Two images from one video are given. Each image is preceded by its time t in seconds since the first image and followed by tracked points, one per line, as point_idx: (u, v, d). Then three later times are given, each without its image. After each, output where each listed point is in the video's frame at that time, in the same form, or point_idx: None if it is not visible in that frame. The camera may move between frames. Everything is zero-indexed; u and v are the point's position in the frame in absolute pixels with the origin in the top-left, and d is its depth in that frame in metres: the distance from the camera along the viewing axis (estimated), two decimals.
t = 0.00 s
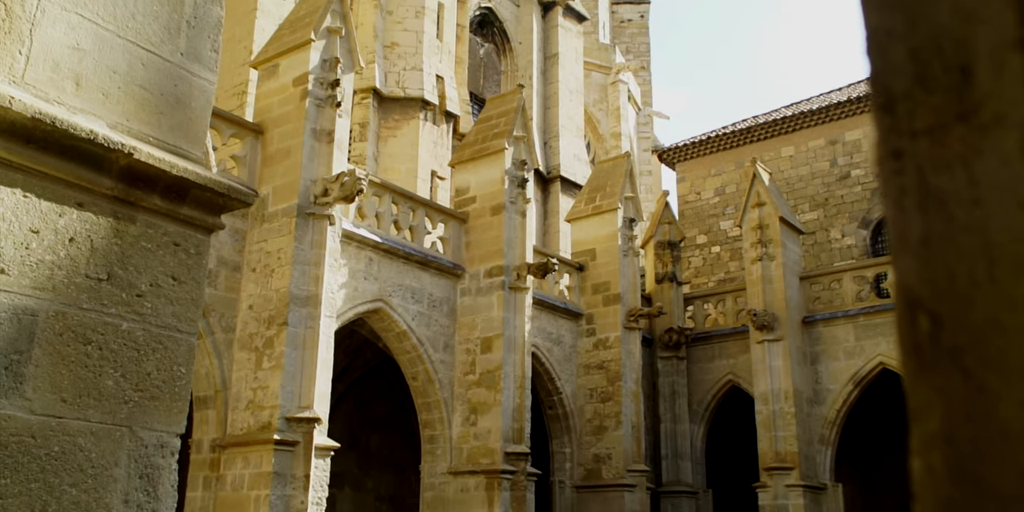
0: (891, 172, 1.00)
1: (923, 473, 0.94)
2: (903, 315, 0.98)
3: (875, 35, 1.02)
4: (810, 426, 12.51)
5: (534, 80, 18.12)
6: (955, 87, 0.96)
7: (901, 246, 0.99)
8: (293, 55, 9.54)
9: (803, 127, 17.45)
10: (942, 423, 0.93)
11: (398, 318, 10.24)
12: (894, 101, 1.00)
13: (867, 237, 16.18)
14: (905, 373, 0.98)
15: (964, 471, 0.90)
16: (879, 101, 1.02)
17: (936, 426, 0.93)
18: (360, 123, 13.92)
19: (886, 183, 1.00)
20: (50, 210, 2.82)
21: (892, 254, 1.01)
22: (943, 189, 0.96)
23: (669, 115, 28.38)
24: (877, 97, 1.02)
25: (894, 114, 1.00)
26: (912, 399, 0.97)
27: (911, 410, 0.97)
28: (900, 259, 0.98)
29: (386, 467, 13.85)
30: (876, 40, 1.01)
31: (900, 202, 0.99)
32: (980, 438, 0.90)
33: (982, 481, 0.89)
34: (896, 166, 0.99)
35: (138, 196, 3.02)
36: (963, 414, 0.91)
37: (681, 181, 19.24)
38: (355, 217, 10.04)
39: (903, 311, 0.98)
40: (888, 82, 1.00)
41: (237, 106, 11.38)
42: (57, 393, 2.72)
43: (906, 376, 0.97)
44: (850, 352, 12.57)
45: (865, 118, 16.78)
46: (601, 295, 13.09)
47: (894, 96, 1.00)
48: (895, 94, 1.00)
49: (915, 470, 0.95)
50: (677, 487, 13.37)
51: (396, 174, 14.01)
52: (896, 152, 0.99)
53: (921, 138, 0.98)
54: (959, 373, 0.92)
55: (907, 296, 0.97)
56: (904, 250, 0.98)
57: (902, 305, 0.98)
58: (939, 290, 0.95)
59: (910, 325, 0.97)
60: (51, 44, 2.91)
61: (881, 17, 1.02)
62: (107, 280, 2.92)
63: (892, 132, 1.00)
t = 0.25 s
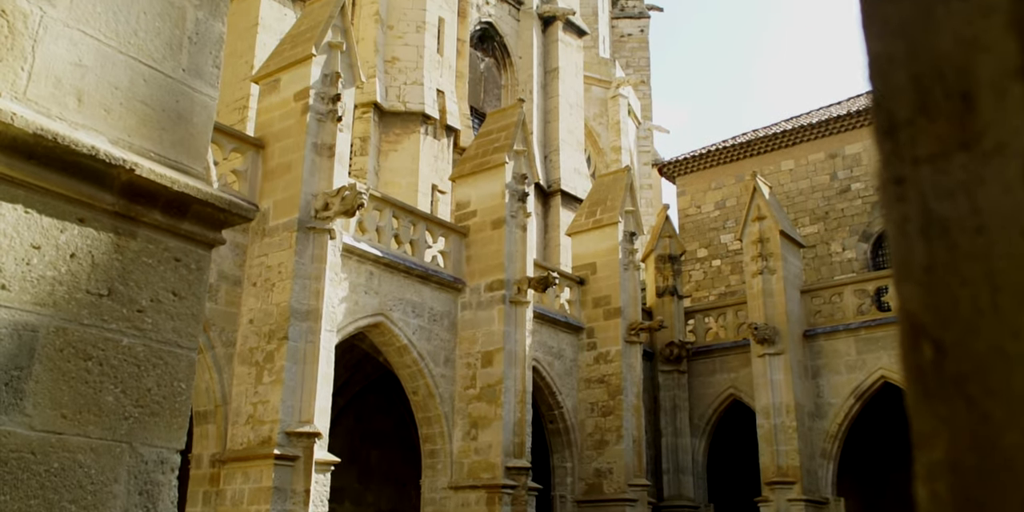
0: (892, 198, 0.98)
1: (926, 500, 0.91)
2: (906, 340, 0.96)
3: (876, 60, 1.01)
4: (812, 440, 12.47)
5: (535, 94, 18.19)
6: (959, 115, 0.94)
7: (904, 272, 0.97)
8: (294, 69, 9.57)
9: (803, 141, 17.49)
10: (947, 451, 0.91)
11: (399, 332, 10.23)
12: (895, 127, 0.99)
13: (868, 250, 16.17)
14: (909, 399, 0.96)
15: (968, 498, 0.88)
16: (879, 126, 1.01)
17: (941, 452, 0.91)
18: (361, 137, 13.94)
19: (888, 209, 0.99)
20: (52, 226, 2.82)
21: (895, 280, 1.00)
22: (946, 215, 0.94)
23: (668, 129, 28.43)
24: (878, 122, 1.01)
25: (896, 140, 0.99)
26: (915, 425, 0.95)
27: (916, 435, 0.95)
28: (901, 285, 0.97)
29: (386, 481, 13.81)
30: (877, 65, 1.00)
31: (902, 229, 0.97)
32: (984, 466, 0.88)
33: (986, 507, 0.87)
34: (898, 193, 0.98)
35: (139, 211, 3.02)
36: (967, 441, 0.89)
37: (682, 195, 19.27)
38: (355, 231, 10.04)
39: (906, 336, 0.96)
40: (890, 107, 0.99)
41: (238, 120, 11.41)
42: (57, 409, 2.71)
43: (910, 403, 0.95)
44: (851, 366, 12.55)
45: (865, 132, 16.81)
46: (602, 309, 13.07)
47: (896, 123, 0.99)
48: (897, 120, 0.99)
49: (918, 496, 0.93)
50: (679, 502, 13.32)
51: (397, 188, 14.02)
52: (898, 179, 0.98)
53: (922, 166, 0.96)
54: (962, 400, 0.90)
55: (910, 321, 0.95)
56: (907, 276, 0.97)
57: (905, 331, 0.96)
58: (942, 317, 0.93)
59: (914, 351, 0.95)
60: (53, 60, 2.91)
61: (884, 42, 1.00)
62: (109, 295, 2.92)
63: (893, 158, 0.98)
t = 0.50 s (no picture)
0: (894, 227, 0.98)
1: None
2: (910, 370, 0.95)
3: (877, 89, 1.01)
4: (814, 454, 12.44)
5: (535, 108, 18.25)
6: (960, 145, 0.93)
7: (906, 301, 0.96)
8: (294, 84, 9.59)
9: (803, 155, 17.52)
10: (949, 481, 0.90)
11: (399, 347, 10.22)
12: (895, 157, 0.99)
13: (869, 263, 16.16)
14: (913, 429, 0.95)
15: None
16: (879, 157, 1.00)
17: (945, 483, 0.90)
18: (361, 152, 13.95)
19: (890, 238, 0.99)
20: (53, 242, 2.82)
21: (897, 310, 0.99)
22: (947, 245, 0.93)
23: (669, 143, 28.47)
24: (878, 152, 1.00)
25: (896, 169, 0.98)
26: (918, 455, 0.94)
27: (919, 465, 0.94)
28: (904, 314, 0.96)
29: (387, 496, 13.77)
30: (877, 94, 1.00)
31: (904, 259, 0.97)
32: (986, 498, 0.87)
33: None
34: (901, 223, 0.97)
35: (140, 227, 3.03)
36: (971, 473, 0.88)
37: (682, 209, 19.28)
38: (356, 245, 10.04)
39: (908, 365, 0.96)
40: (892, 137, 0.99)
41: (238, 135, 11.44)
42: (57, 426, 2.71)
43: (914, 433, 0.94)
44: (853, 380, 12.52)
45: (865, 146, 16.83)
46: (603, 323, 13.06)
47: (896, 153, 0.99)
48: (897, 150, 0.99)
49: None
50: None
51: (397, 202, 14.03)
52: (900, 208, 0.97)
53: (924, 197, 0.96)
54: (967, 431, 0.89)
55: (911, 350, 0.95)
56: (909, 306, 0.96)
57: (908, 359, 0.96)
58: (945, 346, 0.92)
59: (916, 381, 0.94)
60: (55, 77, 2.91)
61: (883, 72, 1.00)
62: (109, 311, 2.92)
63: (894, 187, 0.98)
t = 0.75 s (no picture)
0: (896, 255, 0.99)
1: None
2: (911, 400, 0.95)
3: (878, 117, 1.03)
4: (816, 469, 12.39)
5: (535, 123, 18.29)
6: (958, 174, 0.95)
7: (907, 331, 0.97)
8: (295, 100, 9.62)
9: (803, 169, 17.55)
10: None
11: (399, 361, 10.20)
12: (896, 185, 1.00)
13: (869, 277, 16.15)
14: (916, 461, 0.94)
15: None
16: (880, 185, 1.02)
17: None
18: (362, 166, 13.96)
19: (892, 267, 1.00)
20: (54, 259, 2.82)
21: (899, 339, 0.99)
22: (948, 275, 0.94)
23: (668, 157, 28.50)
24: (879, 181, 1.02)
25: (898, 199, 0.99)
26: (920, 487, 0.94)
27: (921, 497, 0.93)
28: (905, 343, 0.96)
29: None
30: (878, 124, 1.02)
31: (907, 289, 0.97)
32: None
33: None
34: (902, 251, 0.99)
35: (141, 244, 3.03)
36: (973, 502, 0.87)
37: (682, 223, 19.30)
38: (356, 260, 10.06)
39: (910, 395, 0.95)
40: (892, 166, 1.00)
41: (239, 150, 11.47)
42: (57, 443, 2.70)
43: (918, 465, 0.93)
44: (854, 394, 12.49)
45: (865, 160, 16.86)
46: (603, 337, 13.04)
47: (898, 181, 1.00)
48: (898, 180, 1.00)
49: None
50: None
51: (398, 217, 14.03)
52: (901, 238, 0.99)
53: (926, 225, 0.97)
54: (969, 465, 0.89)
55: (914, 380, 0.95)
56: (910, 335, 0.96)
57: (910, 389, 0.95)
58: (947, 377, 0.92)
59: (917, 412, 0.94)
60: (58, 94, 2.92)
61: (884, 100, 1.02)
62: (110, 328, 2.91)
63: (895, 216, 0.99)
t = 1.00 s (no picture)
0: (899, 286, 0.95)
1: None
2: (915, 430, 0.92)
3: (879, 144, 0.99)
4: (818, 484, 12.34)
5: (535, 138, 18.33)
6: (961, 205, 0.91)
7: (911, 361, 0.93)
8: (296, 115, 9.65)
9: (804, 183, 17.57)
10: None
11: (400, 376, 10.17)
12: (899, 214, 0.95)
13: (870, 291, 16.14)
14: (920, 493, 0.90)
15: None
16: (882, 213, 0.97)
17: None
18: (363, 181, 13.97)
19: (895, 297, 0.96)
20: (55, 275, 2.82)
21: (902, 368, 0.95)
22: (952, 304, 0.91)
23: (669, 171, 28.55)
24: (881, 210, 0.97)
25: (902, 228, 0.95)
26: None
27: None
28: (909, 374, 0.92)
29: None
30: (880, 151, 0.97)
31: (909, 319, 0.93)
32: None
33: None
34: (905, 281, 0.95)
35: (141, 260, 3.03)
36: None
37: (683, 237, 19.33)
38: (357, 274, 10.06)
39: (915, 427, 0.92)
40: (894, 194, 0.96)
41: (240, 166, 11.49)
42: (57, 460, 2.69)
43: (921, 498, 0.90)
44: (856, 408, 12.46)
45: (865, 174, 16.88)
46: (604, 352, 13.03)
47: (901, 210, 0.95)
48: (902, 208, 0.95)
49: None
50: None
51: (399, 232, 14.03)
52: (904, 266, 0.95)
53: (928, 254, 0.93)
54: (974, 495, 0.85)
55: (918, 408, 0.91)
56: (914, 366, 0.92)
57: (913, 421, 0.92)
58: (951, 407, 0.89)
59: (922, 442, 0.91)
60: (60, 111, 2.93)
61: (885, 127, 0.98)
62: (110, 345, 2.91)
63: (899, 245, 0.95)
